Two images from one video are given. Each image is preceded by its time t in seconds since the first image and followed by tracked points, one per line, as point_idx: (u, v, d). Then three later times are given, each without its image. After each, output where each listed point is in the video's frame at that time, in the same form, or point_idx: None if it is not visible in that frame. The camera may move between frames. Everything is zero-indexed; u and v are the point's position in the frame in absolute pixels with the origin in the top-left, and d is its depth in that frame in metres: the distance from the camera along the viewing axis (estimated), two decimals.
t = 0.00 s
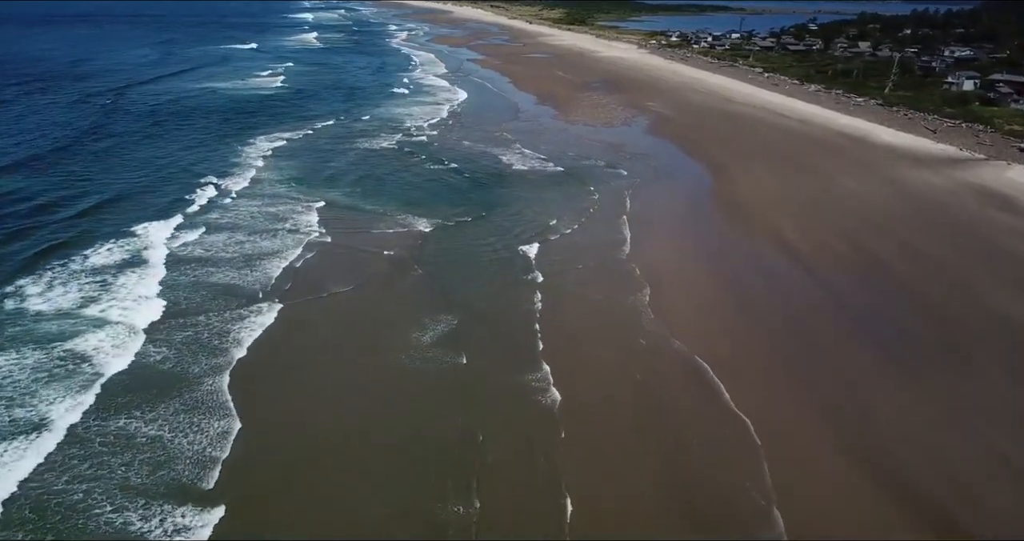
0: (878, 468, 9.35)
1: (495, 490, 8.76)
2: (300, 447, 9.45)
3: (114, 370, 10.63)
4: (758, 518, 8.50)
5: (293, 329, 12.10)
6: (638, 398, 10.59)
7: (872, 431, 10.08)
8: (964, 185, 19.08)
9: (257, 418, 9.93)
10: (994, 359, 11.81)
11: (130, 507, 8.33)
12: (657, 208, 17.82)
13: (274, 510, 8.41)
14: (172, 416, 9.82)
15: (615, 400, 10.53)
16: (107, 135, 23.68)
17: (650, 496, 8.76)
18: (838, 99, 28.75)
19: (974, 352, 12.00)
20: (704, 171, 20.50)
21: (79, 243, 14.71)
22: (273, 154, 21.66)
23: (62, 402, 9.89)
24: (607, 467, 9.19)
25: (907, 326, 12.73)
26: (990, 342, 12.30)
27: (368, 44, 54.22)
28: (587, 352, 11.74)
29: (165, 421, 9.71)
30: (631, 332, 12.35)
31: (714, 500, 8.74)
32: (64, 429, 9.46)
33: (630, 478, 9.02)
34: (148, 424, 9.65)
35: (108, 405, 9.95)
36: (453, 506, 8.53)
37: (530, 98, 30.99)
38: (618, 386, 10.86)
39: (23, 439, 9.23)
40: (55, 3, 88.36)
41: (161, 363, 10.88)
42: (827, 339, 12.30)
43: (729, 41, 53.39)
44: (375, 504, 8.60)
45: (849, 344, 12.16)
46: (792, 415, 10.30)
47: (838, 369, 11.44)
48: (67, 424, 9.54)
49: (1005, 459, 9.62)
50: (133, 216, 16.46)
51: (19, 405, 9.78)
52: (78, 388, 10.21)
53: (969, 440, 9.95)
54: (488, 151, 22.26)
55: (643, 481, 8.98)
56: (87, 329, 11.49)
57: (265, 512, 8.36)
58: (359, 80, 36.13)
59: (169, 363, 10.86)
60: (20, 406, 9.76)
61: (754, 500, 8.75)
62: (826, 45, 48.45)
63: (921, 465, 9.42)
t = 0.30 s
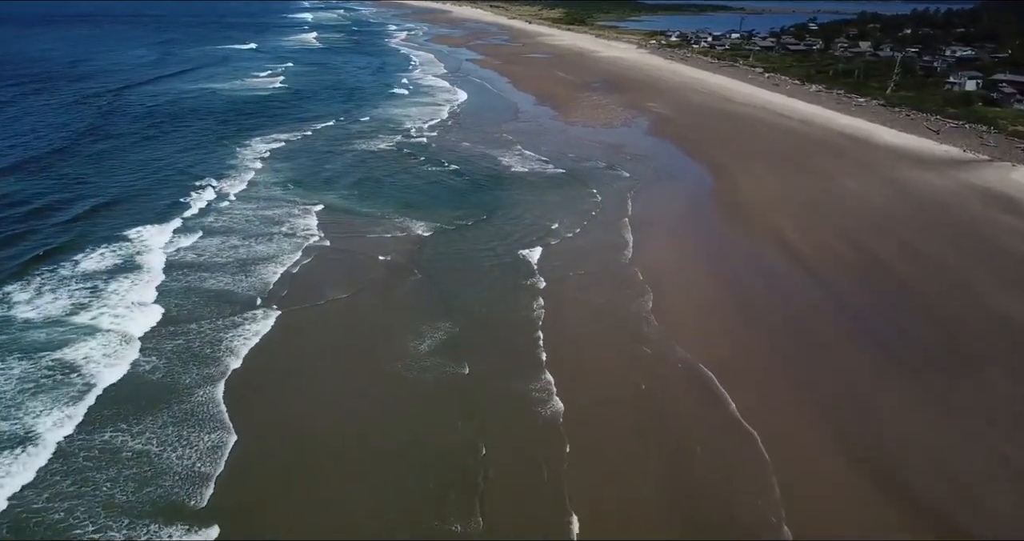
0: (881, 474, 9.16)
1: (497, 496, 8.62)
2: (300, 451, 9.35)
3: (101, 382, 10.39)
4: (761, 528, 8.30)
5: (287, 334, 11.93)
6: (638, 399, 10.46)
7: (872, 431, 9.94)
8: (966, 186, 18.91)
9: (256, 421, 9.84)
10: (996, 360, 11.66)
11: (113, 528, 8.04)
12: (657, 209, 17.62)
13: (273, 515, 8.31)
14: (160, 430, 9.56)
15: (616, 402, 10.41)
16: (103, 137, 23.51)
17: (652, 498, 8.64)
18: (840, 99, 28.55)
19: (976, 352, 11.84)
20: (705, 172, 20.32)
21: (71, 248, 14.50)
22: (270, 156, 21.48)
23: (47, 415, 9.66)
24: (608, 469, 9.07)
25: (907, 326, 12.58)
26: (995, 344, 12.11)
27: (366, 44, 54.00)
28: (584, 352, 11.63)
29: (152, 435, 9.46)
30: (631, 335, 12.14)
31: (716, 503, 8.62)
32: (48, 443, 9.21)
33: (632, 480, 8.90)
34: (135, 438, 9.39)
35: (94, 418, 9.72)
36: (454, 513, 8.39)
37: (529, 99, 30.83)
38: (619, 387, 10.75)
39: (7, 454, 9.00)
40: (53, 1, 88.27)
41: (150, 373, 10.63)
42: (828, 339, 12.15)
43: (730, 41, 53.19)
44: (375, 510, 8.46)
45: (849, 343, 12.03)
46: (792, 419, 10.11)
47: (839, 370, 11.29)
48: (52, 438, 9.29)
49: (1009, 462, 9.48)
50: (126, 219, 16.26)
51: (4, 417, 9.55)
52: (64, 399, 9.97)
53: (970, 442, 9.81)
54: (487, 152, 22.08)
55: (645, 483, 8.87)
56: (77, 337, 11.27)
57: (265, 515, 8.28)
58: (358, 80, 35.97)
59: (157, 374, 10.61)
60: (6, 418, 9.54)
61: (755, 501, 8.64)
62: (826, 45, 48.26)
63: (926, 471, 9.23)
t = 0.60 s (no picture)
0: (890, 481, 8.93)
1: (498, 495, 8.55)
2: (301, 450, 9.33)
3: (89, 393, 10.15)
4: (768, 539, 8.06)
5: (283, 340, 11.72)
6: (639, 399, 10.36)
7: (875, 435, 9.76)
8: (971, 188, 18.73)
9: (255, 421, 9.80)
10: (1002, 362, 11.44)
11: None
12: (659, 211, 17.41)
13: (273, 514, 8.32)
14: (146, 444, 9.27)
15: (616, 402, 10.31)
16: (99, 139, 23.31)
17: (652, 497, 8.61)
18: (841, 100, 28.35)
19: (982, 355, 11.63)
20: (707, 173, 20.11)
21: (62, 254, 14.26)
22: (267, 158, 21.28)
23: (33, 428, 9.42)
24: (608, 468, 9.03)
25: (910, 327, 12.38)
26: (1003, 346, 11.90)
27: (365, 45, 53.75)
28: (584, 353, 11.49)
29: (138, 449, 9.19)
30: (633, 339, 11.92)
31: (717, 503, 8.52)
32: (32, 458, 8.95)
33: (631, 480, 8.87)
34: (121, 452, 9.12)
35: (81, 430, 9.47)
36: (456, 512, 8.33)
37: (528, 99, 30.64)
38: (619, 387, 10.65)
39: None
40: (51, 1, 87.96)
41: (137, 384, 10.39)
42: (830, 341, 11.96)
43: (730, 41, 53.11)
44: (377, 510, 8.43)
45: (852, 345, 11.83)
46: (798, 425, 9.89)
47: (845, 374, 11.08)
48: (36, 453, 9.04)
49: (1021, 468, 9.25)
50: (119, 224, 16.03)
51: None
52: (51, 411, 9.74)
53: (977, 446, 9.61)
54: (486, 154, 21.87)
55: (646, 483, 8.82)
56: (65, 347, 11.04)
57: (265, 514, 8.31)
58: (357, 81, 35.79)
59: (146, 385, 10.36)
60: None
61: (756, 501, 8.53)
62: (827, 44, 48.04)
63: (936, 478, 9.00)
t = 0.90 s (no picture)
0: (897, 490, 8.71)
1: (501, 496, 8.51)
2: (300, 451, 9.33)
3: (76, 404, 9.95)
4: None
5: (278, 348, 11.54)
6: (638, 404, 10.23)
7: (881, 442, 9.55)
8: (975, 190, 18.55)
9: (254, 423, 9.79)
10: (1006, 364, 11.32)
11: None
12: (659, 214, 17.22)
13: (271, 510, 8.35)
14: (131, 458, 9.03)
15: (616, 405, 10.21)
16: (94, 140, 23.14)
17: (653, 496, 8.53)
18: (843, 100, 28.17)
19: (990, 360, 11.43)
20: (707, 176, 19.94)
21: (52, 260, 14.05)
22: (264, 160, 21.10)
23: (18, 441, 9.23)
24: (607, 470, 8.93)
25: (915, 332, 12.21)
26: (1011, 351, 11.70)
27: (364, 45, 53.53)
28: (585, 356, 11.38)
29: (122, 464, 8.93)
30: (633, 345, 11.72)
31: (717, 506, 8.43)
32: (15, 473, 8.73)
33: (630, 480, 8.80)
34: (104, 468, 8.86)
35: (66, 444, 9.25)
36: (459, 511, 8.29)
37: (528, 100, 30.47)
38: (618, 392, 10.50)
39: None
40: None
41: (124, 395, 10.16)
42: (835, 346, 11.76)
43: (730, 41, 52.88)
44: (381, 509, 8.39)
45: (856, 347, 11.69)
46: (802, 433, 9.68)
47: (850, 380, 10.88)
48: (19, 468, 8.82)
49: None
50: (112, 227, 15.84)
51: None
52: (36, 423, 9.53)
53: (985, 454, 9.40)
54: (485, 156, 21.68)
55: (644, 484, 8.75)
56: (53, 357, 10.84)
57: (265, 517, 8.26)
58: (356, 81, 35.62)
59: (134, 397, 10.14)
60: None
61: (758, 503, 8.44)
62: (828, 44, 47.84)
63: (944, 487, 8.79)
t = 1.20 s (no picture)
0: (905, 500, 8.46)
1: (498, 501, 8.35)
2: (296, 455, 9.25)
3: (60, 418, 9.70)
4: None
5: (273, 356, 11.33)
6: (638, 410, 10.02)
7: (888, 449, 9.29)
8: (979, 192, 18.33)
9: (249, 429, 9.69)
10: (1018, 373, 10.99)
11: None
12: (660, 217, 17.00)
13: (265, 514, 8.28)
14: (112, 476, 8.74)
15: (616, 409, 10.06)
16: (89, 141, 22.92)
17: (654, 506, 8.30)
18: (845, 101, 27.95)
19: (998, 365, 11.18)
20: (708, 178, 19.71)
21: (41, 266, 13.81)
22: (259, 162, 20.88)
23: None
24: (606, 474, 8.76)
25: (922, 335, 11.97)
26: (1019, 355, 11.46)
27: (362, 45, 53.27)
28: (584, 364, 11.13)
29: (102, 482, 8.64)
30: (633, 352, 11.48)
31: (717, 510, 8.27)
32: None
33: (629, 483, 8.66)
34: (83, 487, 8.58)
35: (47, 461, 8.99)
36: (455, 519, 8.11)
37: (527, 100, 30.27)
38: (617, 400, 10.25)
39: None
40: None
41: (109, 409, 9.91)
42: (840, 351, 11.51)
43: (730, 41, 52.63)
44: (377, 519, 8.20)
45: (862, 354, 11.39)
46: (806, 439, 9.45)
47: (855, 385, 10.63)
48: None
49: None
50: (104, 231, 15.61)
51: None
52: (18, 438, 9.29)
53: (995, 460, 9.15)
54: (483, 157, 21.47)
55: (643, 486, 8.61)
56: (38, 369, 10.59)
57: (259, 520, 8.18)
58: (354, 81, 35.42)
59: (118, 412, 9.88)
60: None
61: (763, 515, 8.18)
62: (829, 44, 47.62)
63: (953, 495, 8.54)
